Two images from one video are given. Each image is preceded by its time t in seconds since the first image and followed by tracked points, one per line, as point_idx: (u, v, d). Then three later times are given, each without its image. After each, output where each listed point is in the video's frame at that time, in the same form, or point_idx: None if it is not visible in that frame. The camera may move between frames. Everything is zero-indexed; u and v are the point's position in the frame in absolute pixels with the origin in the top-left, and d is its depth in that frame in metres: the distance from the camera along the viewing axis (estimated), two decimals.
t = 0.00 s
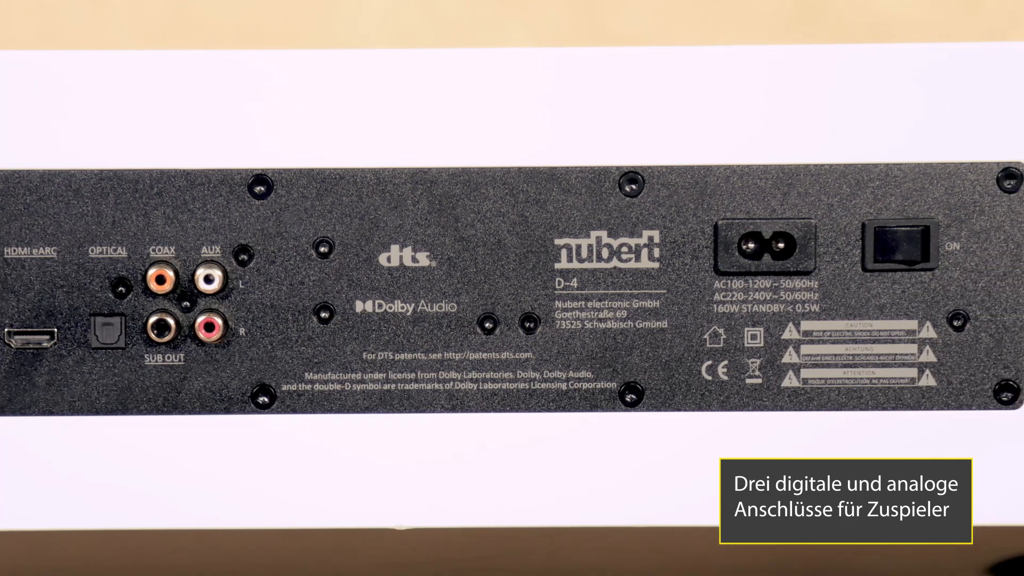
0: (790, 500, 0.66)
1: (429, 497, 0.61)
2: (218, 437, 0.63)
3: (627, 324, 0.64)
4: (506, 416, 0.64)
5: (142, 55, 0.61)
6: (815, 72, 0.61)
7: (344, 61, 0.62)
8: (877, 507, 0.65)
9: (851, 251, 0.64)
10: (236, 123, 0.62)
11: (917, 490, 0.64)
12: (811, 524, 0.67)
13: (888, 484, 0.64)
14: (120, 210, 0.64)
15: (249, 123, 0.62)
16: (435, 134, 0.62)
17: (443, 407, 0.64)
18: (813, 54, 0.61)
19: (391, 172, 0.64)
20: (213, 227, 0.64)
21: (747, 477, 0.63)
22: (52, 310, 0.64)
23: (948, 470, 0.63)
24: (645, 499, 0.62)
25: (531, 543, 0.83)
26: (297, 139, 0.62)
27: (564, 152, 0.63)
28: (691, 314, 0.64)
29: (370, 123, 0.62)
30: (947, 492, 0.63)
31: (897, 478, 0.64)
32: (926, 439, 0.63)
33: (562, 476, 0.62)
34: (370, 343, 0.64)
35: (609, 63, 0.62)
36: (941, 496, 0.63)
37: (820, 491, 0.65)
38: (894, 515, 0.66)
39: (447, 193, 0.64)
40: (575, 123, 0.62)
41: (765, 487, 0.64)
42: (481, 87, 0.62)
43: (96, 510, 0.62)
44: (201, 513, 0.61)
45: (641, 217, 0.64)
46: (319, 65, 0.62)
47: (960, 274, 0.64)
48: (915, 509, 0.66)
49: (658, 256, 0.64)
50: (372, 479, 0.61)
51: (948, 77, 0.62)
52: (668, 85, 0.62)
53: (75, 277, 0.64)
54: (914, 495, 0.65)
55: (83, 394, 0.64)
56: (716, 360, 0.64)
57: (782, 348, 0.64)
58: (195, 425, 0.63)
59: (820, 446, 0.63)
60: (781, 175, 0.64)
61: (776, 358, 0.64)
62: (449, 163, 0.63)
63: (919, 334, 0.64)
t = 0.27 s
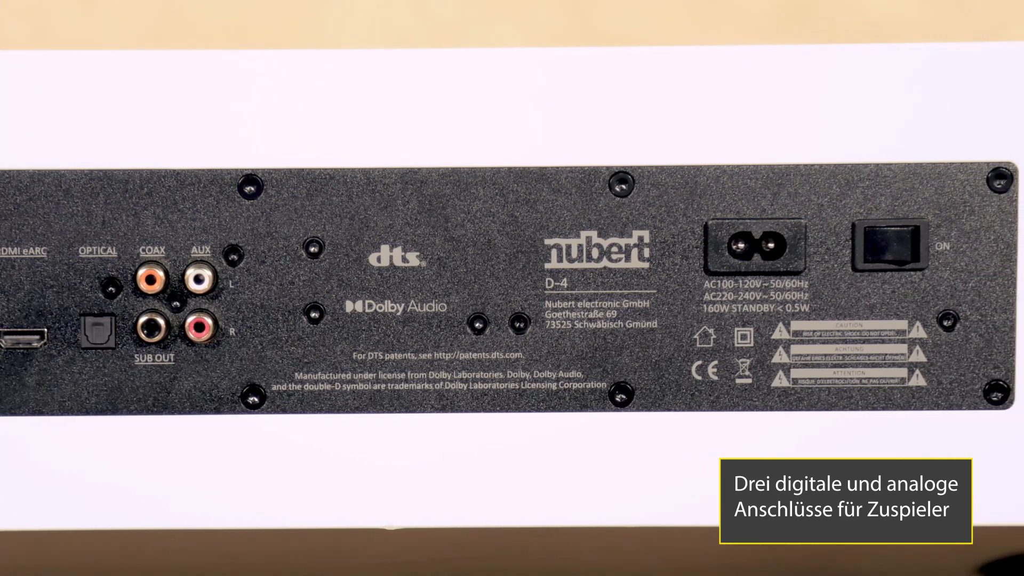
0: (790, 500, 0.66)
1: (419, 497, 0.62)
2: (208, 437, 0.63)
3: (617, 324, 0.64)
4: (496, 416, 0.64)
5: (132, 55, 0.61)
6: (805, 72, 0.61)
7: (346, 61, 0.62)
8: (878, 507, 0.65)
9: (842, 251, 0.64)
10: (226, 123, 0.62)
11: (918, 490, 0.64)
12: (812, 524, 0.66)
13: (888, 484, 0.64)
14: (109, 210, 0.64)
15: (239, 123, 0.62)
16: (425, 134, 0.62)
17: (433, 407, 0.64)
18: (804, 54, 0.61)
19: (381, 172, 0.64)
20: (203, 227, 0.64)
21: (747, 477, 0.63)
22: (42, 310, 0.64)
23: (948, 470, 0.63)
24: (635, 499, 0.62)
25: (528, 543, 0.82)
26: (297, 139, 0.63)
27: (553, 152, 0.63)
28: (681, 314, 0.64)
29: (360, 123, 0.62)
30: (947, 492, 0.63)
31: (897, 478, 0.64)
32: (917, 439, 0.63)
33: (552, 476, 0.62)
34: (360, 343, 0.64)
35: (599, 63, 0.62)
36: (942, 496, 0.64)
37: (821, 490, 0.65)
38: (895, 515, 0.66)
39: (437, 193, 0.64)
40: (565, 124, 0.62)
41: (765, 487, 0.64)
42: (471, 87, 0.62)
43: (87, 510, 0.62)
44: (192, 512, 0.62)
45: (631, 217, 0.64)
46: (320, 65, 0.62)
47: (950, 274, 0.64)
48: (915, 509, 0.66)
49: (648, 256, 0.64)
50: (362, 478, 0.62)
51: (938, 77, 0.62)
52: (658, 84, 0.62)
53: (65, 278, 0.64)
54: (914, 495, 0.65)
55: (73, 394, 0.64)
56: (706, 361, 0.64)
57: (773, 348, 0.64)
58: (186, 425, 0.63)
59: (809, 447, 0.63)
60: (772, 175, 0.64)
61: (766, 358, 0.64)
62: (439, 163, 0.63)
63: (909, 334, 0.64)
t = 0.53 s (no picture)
0: (790, 500, 0.66)
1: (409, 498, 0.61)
2: (198, 436, 0.63)
3: (607, 324, 0.64)
4: (486, 416, 0.64)
5: (121, 55, 0.61)
6: (794, 72, 0.61)
7: (346, 61, 0.62)
8: (878, 507, 0.65)
9: (831, 251, 0.64)
10: (216, 124, 0.62)
11: (918, 490, 0.64)
12: (812, 525, 0.66)
13: (888, 483, 0.64)
14: (99, 210, 0.64)
15: (229, 123, 0.62)
16: (415, 134, 0.62)
17: (422, 407, 0.64)
18: (794, 54, 0.61)
19: (371, 172, 0.64)
20: (193, 228, 0.64)
21: (747, 476, 0.63)
22: (31, 310, 0.64)
23: (948, 470, 0.63)
24: (626, 499, 0.62)
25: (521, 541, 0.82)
26: (296, 139, 0.63)
27: (542, 152, 0.63)
28: (671, 314, 0.64)
29: (350, 123, 0.62)
30: (947, 492, 0.63)
31: (897, 478, 0.64)
32: (907, 439, 0.63)
33: (542, 476, 0.62)
34: (350, 343, 0.64)
35: (589, 63, 0.62)
36: (942, 496, 0.64)
37: (821, 490, 0.65)
38: (895, 515, 0.66)
39: (426, 193, 0.64)
40: (555, 124, 0.62)
41: (765, 487, 0.64)
42: (461, 87, 0.62)
43: (77, 510, 0.62)
44: (182, 512, 0.62)
45: (621, 217, 0.64)
46: (319, 65, 0.62)
47: (940, 274, 0.64)
48: (915, 509, 0.66)
49: (638, 256, 0.64)
50: (352, 478, 0.62)
51: (928, 77, 0.62)
52: (647, 85, 0.62)
53: (55, 278, 0.64)
54: (914, 495, 0.65)
55: (63, 394, 0.64)
56: (696, 361, 0.64)
57: (762, 349, 0.64)
58: (175, 425, 0.63)
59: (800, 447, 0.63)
60: (762, 175, 0.64)
61: (756, 358, 0.64)
62: (429, 163, 0.63)
63: (898, 334, 0.64)
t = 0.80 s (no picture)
0: (790, 500, 0.66)
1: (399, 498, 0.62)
2: (188, 436, 0.63)
3: (597, 324, 0.64)
4: (476, 417, 0.64)
5: (111, 55, 0.61)
6: (784, 72, 0.61)
7: (345, 61, 0.62)
8: (878, 507, 0.65)
9: (821, 251, 0.64)
10: (206, 124, 0.62)
11: (918, 490, 0.64)
12: (812, 524, 0.66)
13: (888, 484, 0.64)
14: (90, 210, 0.64)
15: (219, 123, 0.62)
16: (405, 134, 0.62)
17: (412, 408, 0.64)
18: (784, 53, 0.61)
19: (361, 172, 0.64)
20: (183, 228, 0.64)
21: (746, 477, 0.63)
22: (22, 310, 0.64)
23: (948, 470, 0.63)
24: (615, 499, 0.62)
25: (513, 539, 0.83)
26: (297, 139, 0.62)
27: (532, 152, 0.63)
28: (661, 314, 0.64)
29: (340, 123, 0.62)
30: (947, 492, 0.63)
31: (896, 478, 0.64)
32: (898, 439, 0.63)
33: (533, 477, 0.62)
34: (340, 343, 0.64)
35: (579, 63, 0.61)
36: (942, 496, 0.63)
37: (821, 490, 0.64)
38: (895, 515, 0.66)
39: (417, 193, 0.64)
40: (545, 124, 0.62)
41: (765, 487, 0.64)
42: (450, 87, 0.62)
43: (67, 510, 0.62)
44: (173, 511, 0.62)
45: (611, 217, 0.64)
46: (319, 65, 0.62)
47: (930, 274, 0.64)
48: (915, 509, 0.66)
49: (628, 256, 0.64)
50: (342, 478, 0.62)
51: (918, 77, 0.62)
52: (637, 85, 0.62)
53: (45, 278, 0.64)
54: (914, 495, 0.65)
55: (53, 394, 0.64)
56: (686, 361, 0.64)
57: (753, 349, 0.64)
58: (166, 425, 0.63)
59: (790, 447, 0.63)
60: (752, 175, 0.64)
61: (746, 358, 0.64)
62: (418, 163, 0.63)
63: (889, 334, 0.64)
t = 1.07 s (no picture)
0: (790, 500, 0.66)
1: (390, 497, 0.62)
2: (177, 436, 0.63)
3: (587, 324, 0.64)
4: (466, 417, 0.64)
5: (101, 55, 0.61)
6: (775, 71, 0.61)
7: (346, 61, 0.61)
8: (878, 507, 0.65)
9: (811, 251, 0.64)
10: (196, 124, 0.62)
11: (918, 490, 0.64)
12: (812, 525, 0.66)
13: (888, 484, 0.64)
14: (80, 210, 0.64)
15: (210, 123, 0.62)
16: (395, 135, 0.62)
17: (402, 408, 0.64)
18: (774, 53, 0.61)
19: (351, 172, 0.64)
20: (173, 228, 0.64)
21: (746, 477, 0.63)
22: (12, 310, 0.64)
23: (948, 470, 0.63)
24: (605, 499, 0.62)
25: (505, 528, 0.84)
26: (298, 139, 0.62)
27: (523, 152, 0.63)
28: (651, 314, 0.64)
29: (330, 123, 0.62)
30: (947, 492, 0.63)
31: (896, 478, 0.64)
32: (888, 439, 0.63)
33: (523, 477, 0.62)
34: (330, 343, 0.64)
35: (569, 62, 0.61)
36: (942, 496, 0.63)
37: (821, 490, 0.64)
38: (895, 515, 0.66)
39: (407, 193, 0.64)
40: (535, 124, 0.62)
41: (765, 487, 0.64)
42: (441, 86, 0.61)
43: (57, 510, 0.62)
44: (162, 511, 0.62)
45: (601, 217, 0.64)
46: (319, 65, 0.62)
47: (920, 274, 0.64)
48: (915, 509, 0.66)
49: (618, 256, 0.64)
50: (332, 479, 0.62)
51: (908, 78, 0.62)
52: (627, 85, 0.62)
53: (35, 277, 0.64)
54: (914, 495, 0.65)
55: (43, 394, 0.64)
56: (676, 360, 0.64)
57: (742, 349, 0.64)
58: (155, 425, 0.63)
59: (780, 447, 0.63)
60: (742, 175, 0.64)
61: (736, 358, 0.64)
62: (408, 163, 0.63)
63: (879, 334, 0.64)
